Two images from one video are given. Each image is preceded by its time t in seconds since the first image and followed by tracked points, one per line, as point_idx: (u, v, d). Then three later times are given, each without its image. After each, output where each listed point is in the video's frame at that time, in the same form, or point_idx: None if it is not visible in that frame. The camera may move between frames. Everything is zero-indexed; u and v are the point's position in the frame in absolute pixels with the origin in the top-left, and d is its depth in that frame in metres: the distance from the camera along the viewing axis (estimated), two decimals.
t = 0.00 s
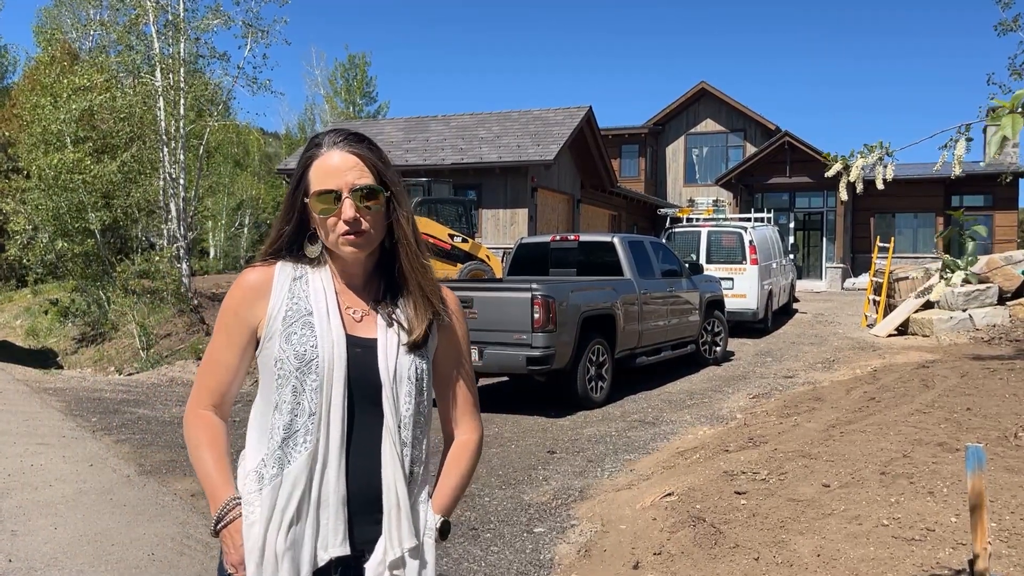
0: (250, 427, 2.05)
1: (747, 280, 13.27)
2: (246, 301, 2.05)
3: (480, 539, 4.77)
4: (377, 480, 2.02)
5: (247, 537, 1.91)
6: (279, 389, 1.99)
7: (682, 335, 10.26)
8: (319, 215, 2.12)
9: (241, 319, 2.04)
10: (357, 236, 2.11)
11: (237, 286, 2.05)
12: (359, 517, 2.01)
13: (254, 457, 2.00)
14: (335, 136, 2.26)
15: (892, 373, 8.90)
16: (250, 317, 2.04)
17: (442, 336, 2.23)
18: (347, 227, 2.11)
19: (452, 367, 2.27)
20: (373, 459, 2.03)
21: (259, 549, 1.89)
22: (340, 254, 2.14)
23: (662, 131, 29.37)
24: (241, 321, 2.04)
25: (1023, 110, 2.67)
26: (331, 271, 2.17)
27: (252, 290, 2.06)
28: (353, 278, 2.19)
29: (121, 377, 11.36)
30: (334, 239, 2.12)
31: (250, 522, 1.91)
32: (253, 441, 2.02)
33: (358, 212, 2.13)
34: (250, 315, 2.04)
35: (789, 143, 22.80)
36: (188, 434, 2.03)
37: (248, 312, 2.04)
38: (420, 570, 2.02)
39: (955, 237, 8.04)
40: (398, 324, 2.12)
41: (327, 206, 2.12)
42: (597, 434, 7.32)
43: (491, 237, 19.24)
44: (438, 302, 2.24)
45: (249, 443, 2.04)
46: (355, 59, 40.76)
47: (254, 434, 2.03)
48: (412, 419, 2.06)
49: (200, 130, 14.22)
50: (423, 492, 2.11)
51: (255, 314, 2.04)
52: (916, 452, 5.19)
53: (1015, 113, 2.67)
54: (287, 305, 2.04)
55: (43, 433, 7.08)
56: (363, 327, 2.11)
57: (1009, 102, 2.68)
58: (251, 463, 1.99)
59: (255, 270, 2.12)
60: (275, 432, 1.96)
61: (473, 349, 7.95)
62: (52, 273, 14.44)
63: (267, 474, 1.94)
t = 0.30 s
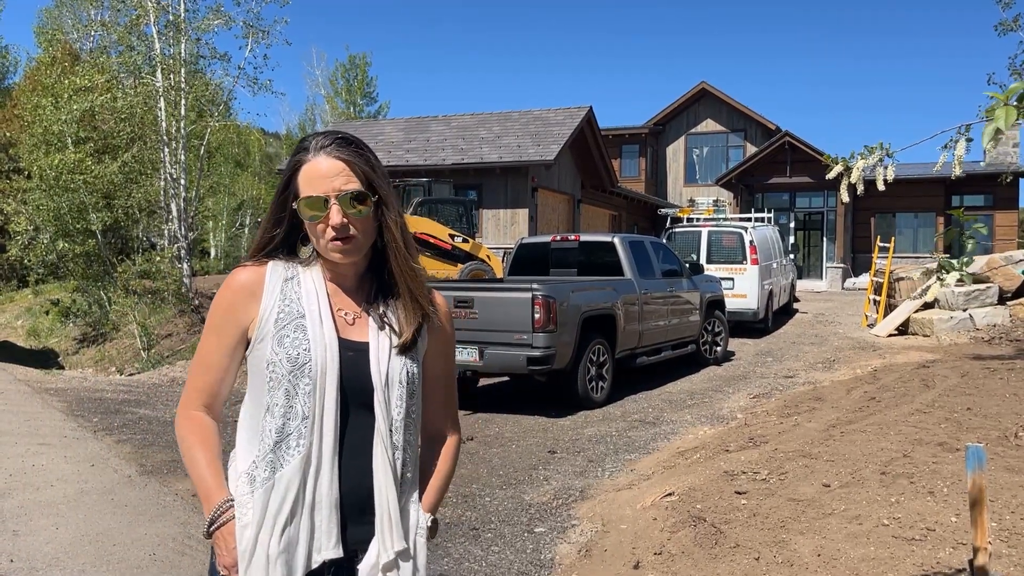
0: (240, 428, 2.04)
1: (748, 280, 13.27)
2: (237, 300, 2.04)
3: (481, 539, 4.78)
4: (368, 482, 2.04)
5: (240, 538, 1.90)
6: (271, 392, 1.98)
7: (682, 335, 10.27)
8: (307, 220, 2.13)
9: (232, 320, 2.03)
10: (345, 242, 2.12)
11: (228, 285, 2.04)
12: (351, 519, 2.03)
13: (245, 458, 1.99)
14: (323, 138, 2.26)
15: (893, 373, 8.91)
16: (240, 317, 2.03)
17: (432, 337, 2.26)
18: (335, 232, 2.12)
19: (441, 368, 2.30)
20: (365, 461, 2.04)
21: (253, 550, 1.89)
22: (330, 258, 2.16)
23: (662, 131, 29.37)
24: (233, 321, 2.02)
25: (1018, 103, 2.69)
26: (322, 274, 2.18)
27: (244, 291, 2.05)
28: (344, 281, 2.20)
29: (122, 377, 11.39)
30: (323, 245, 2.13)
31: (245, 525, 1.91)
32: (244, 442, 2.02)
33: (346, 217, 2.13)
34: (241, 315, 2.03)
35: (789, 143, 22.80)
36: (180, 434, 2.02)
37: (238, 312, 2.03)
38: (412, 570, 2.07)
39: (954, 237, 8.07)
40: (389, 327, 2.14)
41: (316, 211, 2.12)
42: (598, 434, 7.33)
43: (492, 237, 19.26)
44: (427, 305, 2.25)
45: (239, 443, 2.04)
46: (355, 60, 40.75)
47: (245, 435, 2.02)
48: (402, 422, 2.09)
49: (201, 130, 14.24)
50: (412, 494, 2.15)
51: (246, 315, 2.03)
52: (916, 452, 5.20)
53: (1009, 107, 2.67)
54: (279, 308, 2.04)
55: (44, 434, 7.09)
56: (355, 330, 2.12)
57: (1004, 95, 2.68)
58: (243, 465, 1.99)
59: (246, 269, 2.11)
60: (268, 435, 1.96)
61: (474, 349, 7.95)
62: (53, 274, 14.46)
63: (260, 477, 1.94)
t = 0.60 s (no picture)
0: (234, 431, 2.04)
1: (749, 279, 13.26)
2: (229, 303, 2.03)
3: (483, 539, 4.78)
4: (366, 485, 2.04)
5: (240, 540, 1.90)
6: (266, 397, 1.98)
7: (684, 334, 10.26)
8: (300, 219, 2.12)
9: (223, 323, 2.02)
10: (337, 241, 2.13)
11: (219, 287, 2.04)
12: (350, 521, 2.04)
13: (240, 460, 1.99)
14: (314, 136, 2.25)
15: (894, 372, 8.89)
16: (232, 320, 2.03)
17: (424, 339, 2.26)
18: (327, 231, 2.12)
19: (433, 368, 2.31)
20: (362, 464, 2.04)
21: (253, 552, 1.90)
22: (323, 258, 2.15)
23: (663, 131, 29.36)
24: (223, 324, 2.02)
25: (1015, 107, 2.70)
26: (314, 273, 2.18)
27: (235, 293, 2.04)
28: (338, 280, 2.20)
29: (124, 377, 11.43)
30: (315, 244, 2.12)
31: (243, 527, 1.91)
32: (238, 445, 2.01)
33: (338, 216, 2.13)
34: (232, 318, 2.03)
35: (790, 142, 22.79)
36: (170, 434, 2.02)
37: (230, 313, 2.03)
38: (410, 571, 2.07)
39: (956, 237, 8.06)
40: (383, 328, 2.15)
41: (308, 210, 2.12)
42: (600, 433, 7.33)
43: (494, 237, 19.27)
44: (420, 305, 2.26)
45: (233, 446, 2.04)
46: (357, 60, 40.74)
47: (238, 437, 2.02)
48: (398, 425, 2.09)
49: (202, 131, 14.26)
50: (410, 495, 2.15)
51: (238, 318, 2.03)
52: (918, 451, 5.20)
53: (1004, 113, 2.67)
54: (272, 312, 2.04)
55: (47, 434, 7.11)
56: (349, 334, 2.12)
57: (998, 101, 2.69)
58: (239, 467, 1.98)
59: (237, 269, 2.11)
60: (264, 440, 1.96)
61: (475, 348, 7.95)
62: (55, 274, 14.50)
63: (259, 480, 1.94)
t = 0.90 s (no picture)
0: (235, 433, 2.04)
1: (751, 279, 13.26)
2: (226, 308, 2.03)
3: (485, 539, 4.78)
4: (368, 486, 2.05)
5: (244, 541, 1.91)
6: (267, 402, 1.98)
7: (686, 334, 10.26)
8: (299, 224, 2.11)
9: (221, 327, 2.02)
10: (338, 246, 2.12)
11: (215, 291, 2.03)
12: (354, 520, 2.05)
13: (242, 461, 1.99)
14: (311, 138, 2.24)
15: (897, 372, 8.88)
16: (230, 325, 2.02)
17: (422, 340, 2.27)
18: (328, 236, 2.11)
19: (430, 367, 2.32)
20: (364, 466, 2.05)
21: (257, 552, 1.90)
22: (322, 261, 2.15)
23: (665, 130, 29.34)
24: (221, 328, 2.02)
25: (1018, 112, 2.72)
26: (313, 277, 2.17)
27: (232, 298, 2.04)
28: (335, 282, 2.20)
29: (126, 377, 11.46)
30: (316, 248, 2.12)
31: (247, 528, 1.91)
32: (238, 447, 2.01)
33: (339, 221, 2.13)
34: (230, 322, 2.02)
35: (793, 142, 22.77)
36: (167, 437, 2.01)
37: (227, 318, 2.02)
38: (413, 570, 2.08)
39: (959, 236, 8.07)
40: (382, 331, 2.15)
41: (308, 215, 2.11)
42: (602, 433, 7.33)
43: (496, 236, 19.27)
44: (418, 306, 2.27)
45: (234, 448, 2.04)
46: (358, 61, 40.74)
47: (239, 439, 2.02)
48: (399, 426, 2.10)
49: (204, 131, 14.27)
50: (411, 494, 2.16)
51: (236, 322, 2.03)
52: (921, 450, 5.19)
53: (1009, 117, 2.71)
54: (271, 316, 2.03)
55: (49, 434, 7.12)
56: (348, 337, 2.12)
57: (1004, 105, 2.72)
58: (241, 467, 1.98)
59: (233, 274, 2.09)
60: (267, 444, 1.96)
61: (477, 348, 7.96)
62: (57, 274, 14.52)
63: (262, 482, 1.94)
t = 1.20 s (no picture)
0: (242, 434, 2.05)
1: (753, 279, 13.25)
2: (231, 310, 2.04)
3: (487, 539, 4.79)
4: (374, 486, 2.05)
5: (250, 541, 1.91)
6: (274, 404, 1.99)
7: (687, 335, 10.26)
8: (303, 223, 2.12)
9: (227, 329, 2.03)
10: (343, 244, 2.12)
11: (220, 295, 2.04)
12: (361, 520, 2.05)
13: (249, 462, 2.00)
14: (314, 137, 2.24)
15: (899, 373, 8.88)
16: (235, 326, 2.03)
17: (428, 338, 2.26)
18: (332, 235, 2.12)
19: (436, 365, 2.32)
20: (371, 467, 2.05)
21: (263, 553, 1.90)
22: (326, 259, 2.15)
23: (667, 131, 29.34)
24: (226, 330, 2.03)
25: None
26: (317, 276, 2.18)
27: (237, 300, 2.05)
28: (340, 282, 2.20)
29: (128, 377, 11.49)
30: (320, 247, 2.12)
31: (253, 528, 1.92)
32: (245, 447, 2.02)
33: (344, 219, 2.13)
34: (235, 324, 2.03)
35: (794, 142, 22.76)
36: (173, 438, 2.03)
37: (234, 320, 2.04)
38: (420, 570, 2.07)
39: (961, 236, 8.07)
40: (387, 331, 2.15)
41: (312, 214, 2.12)
42: (603, 434, 7.33)
43: (497, 237, 19.28)
44: (424, 304, 2.27)
45: (242, 448, 2.05)
46: (360, 62, 40.75)
47: (246, 440, 2.03)
48: (406, 426, 2.10)
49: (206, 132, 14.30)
50: (418, 493, 2.15)
51: (242, 324, 2.04)
52: (922, 451, 5.18)
53: (1016, 110, 2.70)
54: (276, 317, 2.04)
55: (52, 434, 7.14)
56: (353, 338, 2.12)
57: (1009, 98, 2.72)
58: (248, 467, 1.99)
59: (239, 276, 2.11)
60: (274, 446, 1.97)
61: (478, 349, 7.97)
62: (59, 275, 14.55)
63: (269, 483, 1.95)
